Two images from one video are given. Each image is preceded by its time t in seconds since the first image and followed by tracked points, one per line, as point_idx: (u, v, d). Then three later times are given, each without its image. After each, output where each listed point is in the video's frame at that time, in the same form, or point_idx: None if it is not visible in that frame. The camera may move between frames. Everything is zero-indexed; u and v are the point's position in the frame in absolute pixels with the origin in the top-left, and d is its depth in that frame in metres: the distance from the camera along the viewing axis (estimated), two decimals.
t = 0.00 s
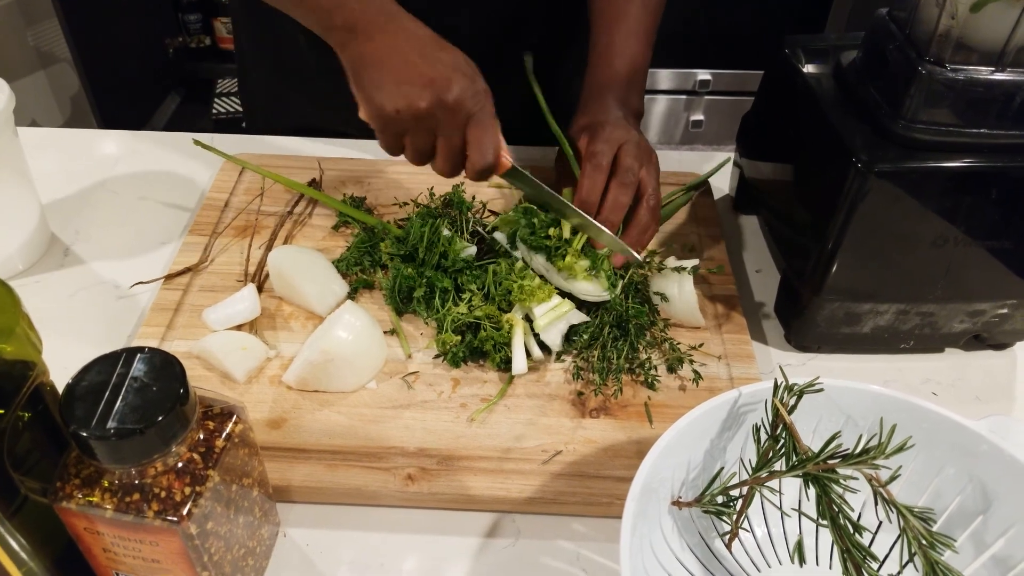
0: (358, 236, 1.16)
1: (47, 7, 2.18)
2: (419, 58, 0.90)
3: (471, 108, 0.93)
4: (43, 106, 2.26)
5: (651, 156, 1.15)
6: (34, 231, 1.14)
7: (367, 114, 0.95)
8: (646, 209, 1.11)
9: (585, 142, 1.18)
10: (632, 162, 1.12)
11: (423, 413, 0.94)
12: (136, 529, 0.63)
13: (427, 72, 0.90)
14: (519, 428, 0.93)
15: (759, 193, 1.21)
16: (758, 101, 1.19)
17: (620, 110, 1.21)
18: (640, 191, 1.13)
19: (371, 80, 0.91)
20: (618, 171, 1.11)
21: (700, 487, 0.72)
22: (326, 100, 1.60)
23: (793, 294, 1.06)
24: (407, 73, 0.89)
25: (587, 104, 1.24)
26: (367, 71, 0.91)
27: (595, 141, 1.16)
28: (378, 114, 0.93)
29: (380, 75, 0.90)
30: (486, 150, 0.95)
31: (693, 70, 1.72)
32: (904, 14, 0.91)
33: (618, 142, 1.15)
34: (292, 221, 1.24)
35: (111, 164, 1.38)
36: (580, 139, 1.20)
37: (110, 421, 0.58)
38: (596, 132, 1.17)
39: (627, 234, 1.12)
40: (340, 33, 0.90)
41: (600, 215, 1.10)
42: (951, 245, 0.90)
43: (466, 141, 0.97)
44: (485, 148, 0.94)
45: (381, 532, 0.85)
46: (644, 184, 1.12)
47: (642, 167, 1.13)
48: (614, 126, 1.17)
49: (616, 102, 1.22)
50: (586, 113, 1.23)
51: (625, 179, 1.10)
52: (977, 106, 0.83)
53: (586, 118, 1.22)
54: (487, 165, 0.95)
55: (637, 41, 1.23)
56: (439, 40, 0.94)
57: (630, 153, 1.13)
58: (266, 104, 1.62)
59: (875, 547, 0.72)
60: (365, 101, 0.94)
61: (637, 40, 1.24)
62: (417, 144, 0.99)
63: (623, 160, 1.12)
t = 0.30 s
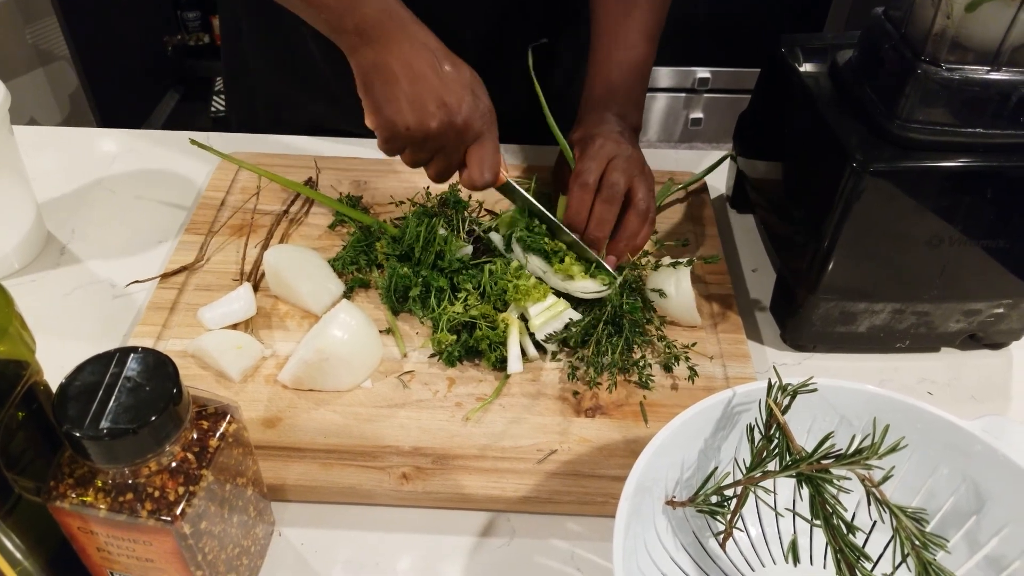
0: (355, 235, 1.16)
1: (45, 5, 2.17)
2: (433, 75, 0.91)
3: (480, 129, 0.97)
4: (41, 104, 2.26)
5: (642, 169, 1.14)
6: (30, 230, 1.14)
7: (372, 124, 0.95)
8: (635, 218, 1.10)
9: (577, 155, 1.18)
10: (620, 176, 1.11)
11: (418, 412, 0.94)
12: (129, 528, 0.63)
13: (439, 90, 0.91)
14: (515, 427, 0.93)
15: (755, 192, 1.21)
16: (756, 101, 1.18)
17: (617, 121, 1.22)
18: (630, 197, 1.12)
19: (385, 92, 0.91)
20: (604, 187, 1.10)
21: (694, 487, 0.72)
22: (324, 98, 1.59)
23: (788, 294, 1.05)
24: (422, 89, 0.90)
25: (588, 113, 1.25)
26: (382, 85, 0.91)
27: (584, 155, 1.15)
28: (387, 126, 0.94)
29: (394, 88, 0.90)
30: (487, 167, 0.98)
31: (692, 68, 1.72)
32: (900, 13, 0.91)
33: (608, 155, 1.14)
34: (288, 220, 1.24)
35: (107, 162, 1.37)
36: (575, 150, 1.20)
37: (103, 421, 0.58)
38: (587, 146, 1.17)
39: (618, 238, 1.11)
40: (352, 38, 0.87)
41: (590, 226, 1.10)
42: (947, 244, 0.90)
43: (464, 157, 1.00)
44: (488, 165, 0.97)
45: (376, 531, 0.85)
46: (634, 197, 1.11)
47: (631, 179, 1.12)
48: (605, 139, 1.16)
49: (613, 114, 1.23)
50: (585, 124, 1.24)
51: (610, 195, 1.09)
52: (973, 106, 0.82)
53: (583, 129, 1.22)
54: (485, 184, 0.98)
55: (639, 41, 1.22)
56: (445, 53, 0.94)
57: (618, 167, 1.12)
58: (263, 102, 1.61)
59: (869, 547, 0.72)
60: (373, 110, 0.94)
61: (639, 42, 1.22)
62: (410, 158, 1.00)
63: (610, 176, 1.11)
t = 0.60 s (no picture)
0: (356, 233, 1.16)
1: (45, 3, 2.17)
2: (434, 112, 0.98)
3: (476, 160, 1.05)
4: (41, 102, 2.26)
5: (639, 168, 1.15)
6: (31, 229, 1.14)
7: (376, 155, 1.03)
8: (632, 215, 1.12)
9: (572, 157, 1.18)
10: (615, 177, 1.12)
11: (418, 410, 0.94)
12: (131, 526, 0.64)
13: (441, 126, 0.99)
14: (515, 425, 0.93)
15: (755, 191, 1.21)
16: (756, 99, 1.18)
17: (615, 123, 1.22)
18: (627, 195, 1.13)
19: (388, 127, 0.98)
20: (599, 190, 1.11)
21: (694, 485, 0.73)
22: (323, 97, 1.60)
23: (787, 292, 1.06)
24: (424, 127, 0.98)
25: (585, 114, 1.25)
26: (383, 117, 0.98)
27: (578, 157, 1.16)
28: (389, 158, 1.02)
29: (395, 124, 0.98)
30: (488, 196, 1.07)
31: (692, 66, 1.72)
32: (899, 12, 0.91)
33: (604, 157, 1.15)
34: (289, 218, 1.24)
35: (108, 161, 1.38)
36: (571, 151, 1.20)
37: (104, 419, 0.58)
38: (581, 148, 1.17)
39: (614, 235, 1.13)
40: (357, 67, 0.94)
41: (590, 225, 1.13)
42: (946, 243, 0.91)
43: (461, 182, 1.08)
44: (485, 194, 1.07)
45: (377, 529, 0.86)
46: (630, 196, 1.12)
47: (627, 178, 1.13)
48: (599, 140, 1.17)
49: (612, 113, 1.23)
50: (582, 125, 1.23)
51: (606, 197, 1.11)
52: (972, 105, 0.83)
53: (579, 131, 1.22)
54: (485, 208, 1.08)
55: (641, 43, 1.23)
56: (445, 87, 1.02)
57: (613, 168, 1.13)
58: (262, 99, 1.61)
59: (868, 544, 0.73)
60: (376, 141, 1.01)
61: (640, 43, 1.23)
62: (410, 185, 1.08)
63: (606, 178, 1.12)
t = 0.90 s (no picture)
0: (358, 232, 1.16)
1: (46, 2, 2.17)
2: (424, 126, 1.05)
3: (464, 170, 1.10)
4: (42, 101, 2.26)
5: (642, 168, 1.15)
6: (34, 228, 1.14)
7: (366, 164, 1.11)
8: (637, 215, 1.13)
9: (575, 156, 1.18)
10: (620, 178, 1.11)
11: (422, 409, 0.94)
12: (136, 525, 0.64)
13: (430, 138, 1.06)
14: (518, 425, 0.93)
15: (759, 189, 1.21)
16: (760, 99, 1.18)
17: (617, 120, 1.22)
18: (632, 195, 1.13)
19: (381, 138, 1.06)
20: (604, 192, 1.11)
21: (698, 485, 0.72)
22: (326, 95, 1.60)
23: (790, 291, 1.06)
24: (414, 139, 1.05)
25: (586, 112, 1.25)
26: (375, 129, 1.06)
27: (583, 157, 1.15)
28: (380, 166, 1.09)
29: (382, 134, 1.06)
30: (475, 204, 1.13)
31: (693, 65, 1.72)
32: (903, 11, 0.91)
33: (608, 157, 1.14)
34: (292, 217, 1.24)
35: (110, 160, 1.38)
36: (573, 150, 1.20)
37: (110, 418, 0.58)
38: (585, 147, 1.17)
39: (619, 235, 1.14)
40: (348, 79, 1.02)
41: (595, 224, 1.14)
42: (950, 242, 0.91)
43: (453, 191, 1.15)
44: (473, 203, 1.13)
45: (382, 528, 0.86)
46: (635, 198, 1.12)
47: (632, 179, 1.13)
48: (604, 139, 1.16)
49: (613, 112, 1.22)
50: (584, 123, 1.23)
51: (612, 199, 1.11)
52: (976, 104, 0.83)
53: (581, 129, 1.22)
54: (472, 216, 1.14)
55: (643, 41, 1.23)
56: (438, 100, 1.08)
57: (618, 169, 1.12)
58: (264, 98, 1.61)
59: (873, 543, 0.73)
60: (367, 150, 1.09)
61: (643, 42, 1.23)
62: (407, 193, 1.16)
63: (611, 180, 1.11)
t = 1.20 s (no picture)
0: (360, 232, 1.17)
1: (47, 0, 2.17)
2: (398, 113, 1.07)
3: (434, 157, 1.13)
4: (43, 100, 2.26)
5: (643, 167, 1.15)
6: (35, 227, 1.14)
7: (340, 149, 1.11)
8: (641, 214, 1.12)
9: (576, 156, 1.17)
10: (622, 179, 1.11)
11: (425, 408, 0.94)
12: (139, 525, 0.63)
13: (403, 125, 1.08)
14: (521, 424, 0.93)
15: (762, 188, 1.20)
16: (761, 97, 1.18)
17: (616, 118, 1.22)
18: (635, 194, 1.13)
19: (353, 125, 1.07)
20: (607, 192, 1.11)
21: (702, 484, 0.72)
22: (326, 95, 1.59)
23: (794, 291, 1.05)
24: (388, 126, 1.07)
25: (584, 110, 1.25)
26: (350, 118, 1.07)
27: (584, 156, 1.14)
28: (352, 153, 1.11)
29: (359, 123, 1.07)
30: (444, 187, 1.17)
31: (693, 64, 1.72)
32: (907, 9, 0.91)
33: (610, 156, 1.14)
34: (293, 217, 1.24)
35: (112, 159, 1.37)
36: (573, 149, 1.19)
37: (113, 419, 0.58)
38: (586, 146, 1.16)
39: (623, 234, 1.14)
40: (324, 68, 1.02)
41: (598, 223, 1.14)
42: (954, 241, 0.90)
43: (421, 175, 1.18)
44: (444, 187, 1.17)
45: (386, 528, 0.85)
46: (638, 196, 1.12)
47: (634, 177, 1.13)
48: (605, 138, 1.16)
49: (611, 108, 1.23)
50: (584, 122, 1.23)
51: (615, 200, 1.10)
52: (980, 103, 0.82)
53: (581, 129, 1.22)
54: (442, 200, 1.18)
55: (640, 37, 1.22)
56: (410, 87, 1.10)
57: (619, 169, 1.12)
58: (265, 98, 1.61)
59: (878, 543, 0.72)
60: (341, 136, 1.10)
61: (641, 38, 1.22)
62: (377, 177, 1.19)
63: (613, 180, 1.11)
